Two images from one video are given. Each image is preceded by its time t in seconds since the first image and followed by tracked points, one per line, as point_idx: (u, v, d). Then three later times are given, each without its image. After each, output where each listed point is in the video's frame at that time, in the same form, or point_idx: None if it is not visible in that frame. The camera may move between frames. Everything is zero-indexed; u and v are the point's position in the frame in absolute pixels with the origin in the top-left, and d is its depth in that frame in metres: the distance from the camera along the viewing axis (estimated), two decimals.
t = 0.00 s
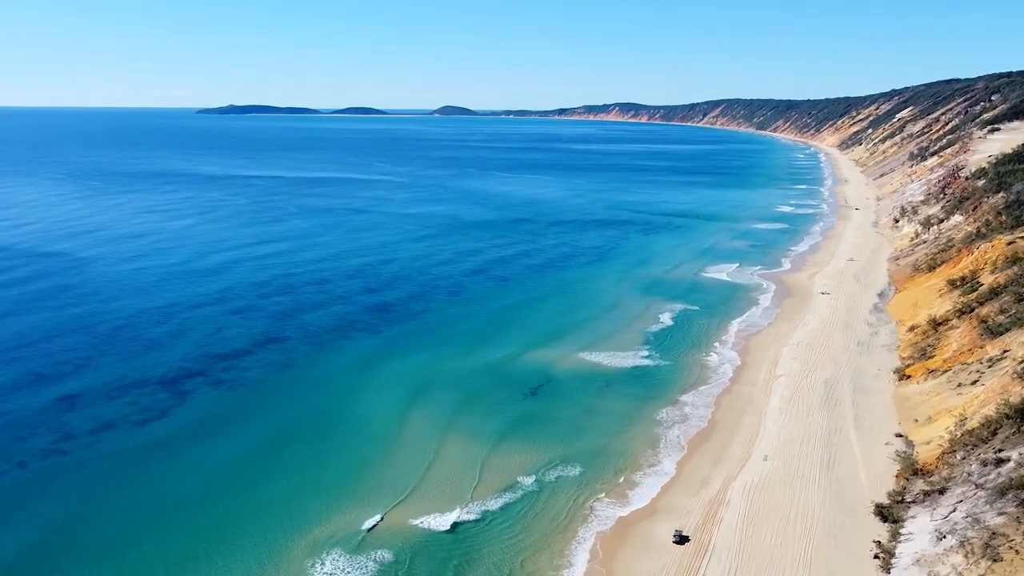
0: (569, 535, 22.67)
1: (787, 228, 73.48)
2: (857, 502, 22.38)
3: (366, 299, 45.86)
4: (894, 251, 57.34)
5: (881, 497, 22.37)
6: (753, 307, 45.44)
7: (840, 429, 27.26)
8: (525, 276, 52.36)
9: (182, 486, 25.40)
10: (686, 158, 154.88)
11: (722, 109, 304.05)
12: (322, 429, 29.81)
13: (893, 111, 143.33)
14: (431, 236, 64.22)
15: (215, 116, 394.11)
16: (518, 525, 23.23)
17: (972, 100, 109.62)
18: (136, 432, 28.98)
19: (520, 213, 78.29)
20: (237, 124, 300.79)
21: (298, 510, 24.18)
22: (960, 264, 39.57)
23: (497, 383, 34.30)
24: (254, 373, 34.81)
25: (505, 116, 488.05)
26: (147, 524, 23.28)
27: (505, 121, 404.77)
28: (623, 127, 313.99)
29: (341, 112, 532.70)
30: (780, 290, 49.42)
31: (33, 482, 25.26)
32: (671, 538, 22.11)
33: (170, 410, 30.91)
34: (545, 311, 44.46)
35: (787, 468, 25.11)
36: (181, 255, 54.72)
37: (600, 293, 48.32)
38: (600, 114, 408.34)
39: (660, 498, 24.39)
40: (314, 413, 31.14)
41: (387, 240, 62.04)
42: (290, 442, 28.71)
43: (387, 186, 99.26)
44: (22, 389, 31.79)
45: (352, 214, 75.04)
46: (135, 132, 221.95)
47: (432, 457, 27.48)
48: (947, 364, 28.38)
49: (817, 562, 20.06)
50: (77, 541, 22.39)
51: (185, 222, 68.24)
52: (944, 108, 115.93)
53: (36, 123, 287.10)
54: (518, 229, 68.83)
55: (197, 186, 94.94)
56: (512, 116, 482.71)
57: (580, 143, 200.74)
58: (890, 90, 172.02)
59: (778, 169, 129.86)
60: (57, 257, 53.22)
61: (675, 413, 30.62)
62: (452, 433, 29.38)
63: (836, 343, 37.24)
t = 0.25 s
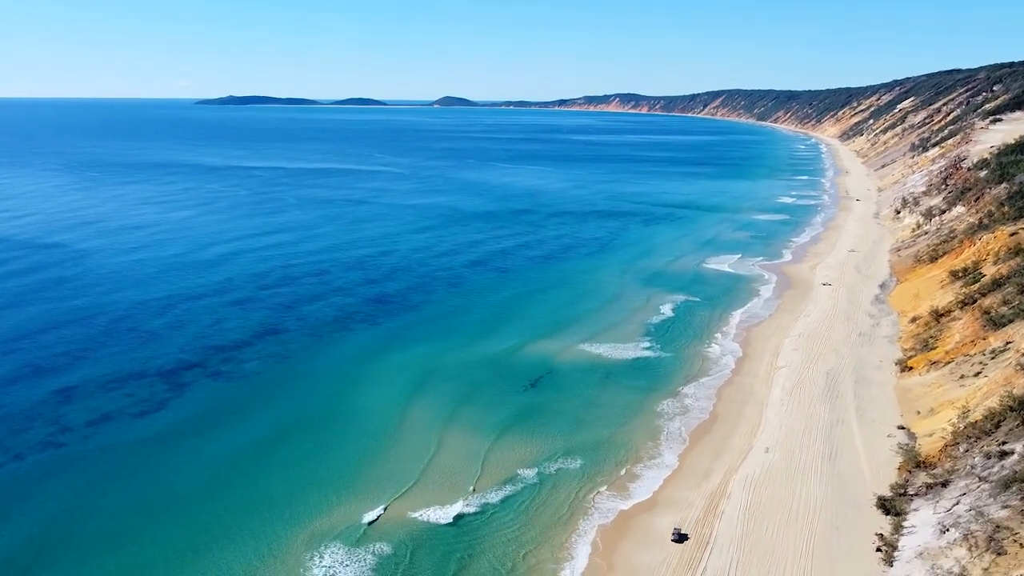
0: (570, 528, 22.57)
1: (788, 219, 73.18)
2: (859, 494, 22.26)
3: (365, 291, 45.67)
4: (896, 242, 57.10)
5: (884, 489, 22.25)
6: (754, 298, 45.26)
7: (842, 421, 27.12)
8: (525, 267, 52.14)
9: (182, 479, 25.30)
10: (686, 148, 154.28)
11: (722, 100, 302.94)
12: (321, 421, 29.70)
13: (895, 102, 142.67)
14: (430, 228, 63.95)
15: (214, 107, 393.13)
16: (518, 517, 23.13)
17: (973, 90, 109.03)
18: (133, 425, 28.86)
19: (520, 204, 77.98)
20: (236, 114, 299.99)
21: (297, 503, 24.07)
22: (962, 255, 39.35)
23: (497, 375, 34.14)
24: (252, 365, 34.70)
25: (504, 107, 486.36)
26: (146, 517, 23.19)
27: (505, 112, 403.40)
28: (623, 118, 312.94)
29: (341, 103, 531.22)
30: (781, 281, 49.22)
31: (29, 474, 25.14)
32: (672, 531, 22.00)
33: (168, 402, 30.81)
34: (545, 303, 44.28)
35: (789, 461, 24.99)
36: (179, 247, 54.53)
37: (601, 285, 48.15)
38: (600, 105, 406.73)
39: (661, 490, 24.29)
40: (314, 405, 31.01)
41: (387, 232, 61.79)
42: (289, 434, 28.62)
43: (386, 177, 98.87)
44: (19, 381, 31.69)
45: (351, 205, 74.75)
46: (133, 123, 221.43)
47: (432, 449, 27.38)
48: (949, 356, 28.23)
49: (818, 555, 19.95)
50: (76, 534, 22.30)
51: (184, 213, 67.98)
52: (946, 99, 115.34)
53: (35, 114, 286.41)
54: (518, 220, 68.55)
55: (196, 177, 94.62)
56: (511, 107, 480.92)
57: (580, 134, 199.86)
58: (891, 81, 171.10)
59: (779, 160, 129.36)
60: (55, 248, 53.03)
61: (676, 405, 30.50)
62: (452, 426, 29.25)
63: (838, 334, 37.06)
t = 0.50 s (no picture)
0: (570, 521, 22.50)
1: (788, 210, 72.95)
2: (860, 487, 22.18)
3: (363, 282, 45.56)
4: (897, 233, 56.89)
5: (885, 481, 22.18)
6: (754, 290, 45.14)
7: (843, 413, 27.03)
8: (524, 259, 52.03)
9: (181, 472, 25.22)
10: (686, 140, 153.77)
11: (722, 91, 301.77)
12: (321, 413, 29.59)
13: (896, 93, 142.09)
14: (430, 219, 63.80)
15: (212, 98, 391.56)
16: (517, 510, 23.08)
17: (975, 81, 108.54)
18: (131, 416, 28.82)
19: (520, 195, 77.74)
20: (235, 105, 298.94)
21: (294, 494, 24.10)
22: (964, 247, 39.17)
23: (497, 367, 34.07)
24: (250, 357, 34.62)
25: (504, 98, 485.22)
26: (146, 510, 23.12)
27: (505, 103, 402.25)
28: (623, 109, 311.92)
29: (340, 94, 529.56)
30: (782, 272, 49.08)
31: (27, 466, 25.11)
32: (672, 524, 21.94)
33: (166, 394, 30.77)
34: (545, 294, 44.19)
35: (790, 453, 24.90)
36: (178, 238, 54.39)
37: (601, 276, 47.99)
38: (600, 96, 405.06)
39: (661, 483, 24.22)
40: (314, 398, 30.92)
41: (386, 223, 61.66)
42: (288, 425, 28.60)
43: (385, 168, 98.55)
44: (16, 373, 31.65)
45: (350, 196, 74.54)
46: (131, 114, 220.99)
47: (432, 442, 27.29)
48: (951, 348, 28.12)
49: (820, 548, 19.88)
50: (76, 527, 22.23)
51: (183, 204, 67.75)
52: (947, 89, 114.87)
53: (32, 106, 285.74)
54: (517, 212, 68.36)
55: (195, 169, 94.29)
56: (512, 98, 479.86)
57: (580, 125, 199.10)
58: (893, 71, 170.25)
59: (780, 151, 128.84)
60: (54, 240, 52.87)
61: (676, 396, 30.43)
62: (451, 417, 29.19)
63: (839, 326, 36.95)
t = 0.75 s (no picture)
0: (570, 513, 22.40)
1: (790, 199, 72.61)
2: (863, 478, 22.06)
3: (362, 272, 45.38)
4: (899, 223, 56.60)
5: (888, 473, 22.05)
6: (755, 279, 44.94)
7: (845, 404, 26.88)
8: (524, 249, 51.81)
9: (180, 463, 25.11)
10: (687, 129, 152.94)
11: (723, 80, 300.24)
12: (321, 404, 29.45)
13: (897, 82, 141.25)
14: (429, 209, 63.54)
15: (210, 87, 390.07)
16: (517, 502, 22.98)
17: (977, 70, 107.82)
18: (129, 407, 28.72)
19: (520, 185, 77.41)
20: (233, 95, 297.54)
21: (292, 485, 24.00)
22: (967, 236, 38.92)
23: (497, 357, 33.92)
24: (248, 347, 34.46)
25: (504, 87, 483.08)
26: (145, 501, 23.03)
27: (505, 92, 400.48)
28: (623, 98, 310.51)
29: (339, 83, 527.38)
30: (783, 262, 48.87)
31: (25, 457, 25.03)
32: (673, 516, 21.83)
33: (164, 384, 30.67)
34: (545, 285, 43.99)
35: (792, 444, 24.77)
36: (176, 228, 54.19)
37: (601, 266, 47.77)
38: (601, 85, 403.03)
39: (662, 474, 24.10)
40: (313, 389, 30.80)
41: (385, 212, 61.42)
42: (287, 416, 28.50)
43: (384, 158, 98.13)
44: (13, 363, 31.56)
45: (349, 186, 74.24)
46: (130, 104, 220.10)
47: (432, 433, 27.17)
48: (954, 338, 27.95)
49: (822, 541, 19.76)
50: (74, 518, 22.15)
51: (182, 194, 67.46)
52: (950, 78, 114.14)
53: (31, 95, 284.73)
54: (517, 201, 68.07)
55: (194, 158, 93.86)
56: (512, 88, 477.69)
57: (580, 114, 198.25)
58: (894, 60, 169.25)
59: (781, 140, 128.13)
60: (52, 229, 52.63)
61: (676, 387, 30.30)
62: (451, 408, 29.06)
63: (841, 316, 36.76)
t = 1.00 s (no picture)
0: (570, 505, 22.37)
1: (791, 190, 72.33)
2: (865, 471, 21.98)
3: (362, 263, 45.25)
4: (900, 214, 56.36)
5: (890, 465, 21.96)
6: (757, 271, 44.79)
7: (847, 396, 26.77)
8: (524, 240, 51.62)
9: (180, 454, 25.09)
10: (688, 120, 152.32)
11: (724, 71, 298.89)
12: (321, 396, 29.38)
13: (899, 72, 140.49)
14: (429, 200, 63.32)
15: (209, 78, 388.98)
16: (518, 494, 22.91)
17: (979, 60, 107.20)
18: (127, 399, 28.66)
19: (520, 176, 77.12)
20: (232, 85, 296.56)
21: (290, 478, 23.96)
22: (969, 228, 38.71)
23: (497, 349, 33.80)
24: (247, 339, 34.39)
25: (504, 78, 481.08)
26: (145, 493, 23.01)
27: (505, 83, 399.09)
28: (624, 89, 309.28)
29: (339, 74, 525.67)
30: (784, 253, 48.70)
31: (23, 449, 24.98)
32: (674, 508, 21.75)
33: (163, 376, 30.61)
34: (545, 276, 43.83)
35: (794, 436, 24.67)
36: (175, 219, 54.02)
37: (602, 258, 47.60)
38: (601, 76, 401.34)
39: (664, 466, 24.04)
40: (312, 380, 30.71)
41: (384, 203, 61.23)
42: (286, 407, 28.45)
43: (384, 149, 97.76)
44: (11, 354, 31.51)
45: (349, 177, 73.99)
46: (129, 94, 219.54)
47: (432, 425, 27.10)
48: (956, 330, 27.82)
49: (823, 533, 19.72)
50: (74, 510, 22.14)
51: (181, 185, 67.18)
52: (951, 68, 113.50)
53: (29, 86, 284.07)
54: (517, 192, 67.81)
55: (194, 149, 93.52)
56: (512, 78, 475.94)
57: (580, 105, 197.47)
58: (896, 51, 168.30)
59: (781, 131, 127.54)
60: (51, 220, 52.44)
61: (677, 378, 30.21)
62: (451, 400, 28.97)
63: (842, 307, 36.61)
